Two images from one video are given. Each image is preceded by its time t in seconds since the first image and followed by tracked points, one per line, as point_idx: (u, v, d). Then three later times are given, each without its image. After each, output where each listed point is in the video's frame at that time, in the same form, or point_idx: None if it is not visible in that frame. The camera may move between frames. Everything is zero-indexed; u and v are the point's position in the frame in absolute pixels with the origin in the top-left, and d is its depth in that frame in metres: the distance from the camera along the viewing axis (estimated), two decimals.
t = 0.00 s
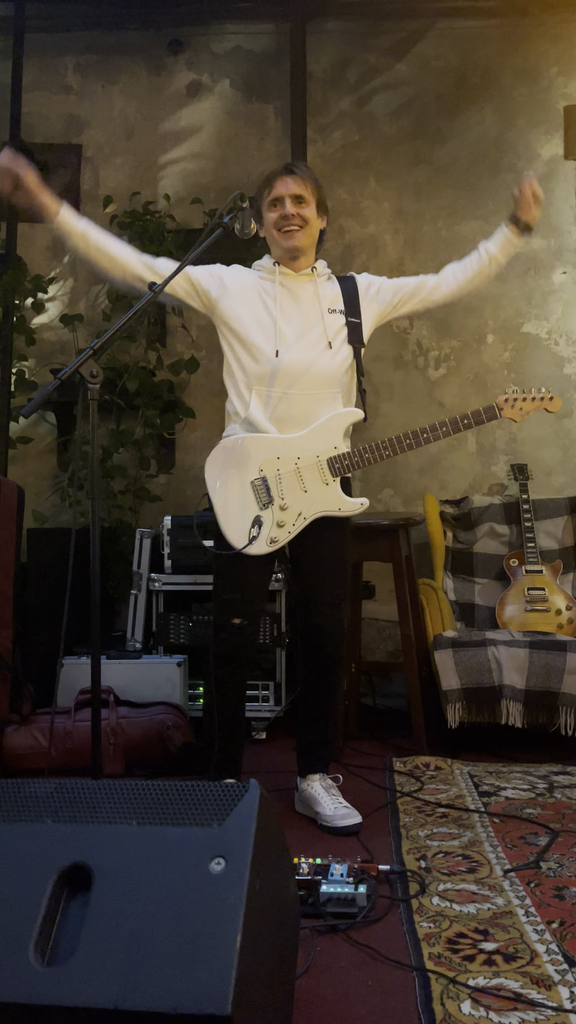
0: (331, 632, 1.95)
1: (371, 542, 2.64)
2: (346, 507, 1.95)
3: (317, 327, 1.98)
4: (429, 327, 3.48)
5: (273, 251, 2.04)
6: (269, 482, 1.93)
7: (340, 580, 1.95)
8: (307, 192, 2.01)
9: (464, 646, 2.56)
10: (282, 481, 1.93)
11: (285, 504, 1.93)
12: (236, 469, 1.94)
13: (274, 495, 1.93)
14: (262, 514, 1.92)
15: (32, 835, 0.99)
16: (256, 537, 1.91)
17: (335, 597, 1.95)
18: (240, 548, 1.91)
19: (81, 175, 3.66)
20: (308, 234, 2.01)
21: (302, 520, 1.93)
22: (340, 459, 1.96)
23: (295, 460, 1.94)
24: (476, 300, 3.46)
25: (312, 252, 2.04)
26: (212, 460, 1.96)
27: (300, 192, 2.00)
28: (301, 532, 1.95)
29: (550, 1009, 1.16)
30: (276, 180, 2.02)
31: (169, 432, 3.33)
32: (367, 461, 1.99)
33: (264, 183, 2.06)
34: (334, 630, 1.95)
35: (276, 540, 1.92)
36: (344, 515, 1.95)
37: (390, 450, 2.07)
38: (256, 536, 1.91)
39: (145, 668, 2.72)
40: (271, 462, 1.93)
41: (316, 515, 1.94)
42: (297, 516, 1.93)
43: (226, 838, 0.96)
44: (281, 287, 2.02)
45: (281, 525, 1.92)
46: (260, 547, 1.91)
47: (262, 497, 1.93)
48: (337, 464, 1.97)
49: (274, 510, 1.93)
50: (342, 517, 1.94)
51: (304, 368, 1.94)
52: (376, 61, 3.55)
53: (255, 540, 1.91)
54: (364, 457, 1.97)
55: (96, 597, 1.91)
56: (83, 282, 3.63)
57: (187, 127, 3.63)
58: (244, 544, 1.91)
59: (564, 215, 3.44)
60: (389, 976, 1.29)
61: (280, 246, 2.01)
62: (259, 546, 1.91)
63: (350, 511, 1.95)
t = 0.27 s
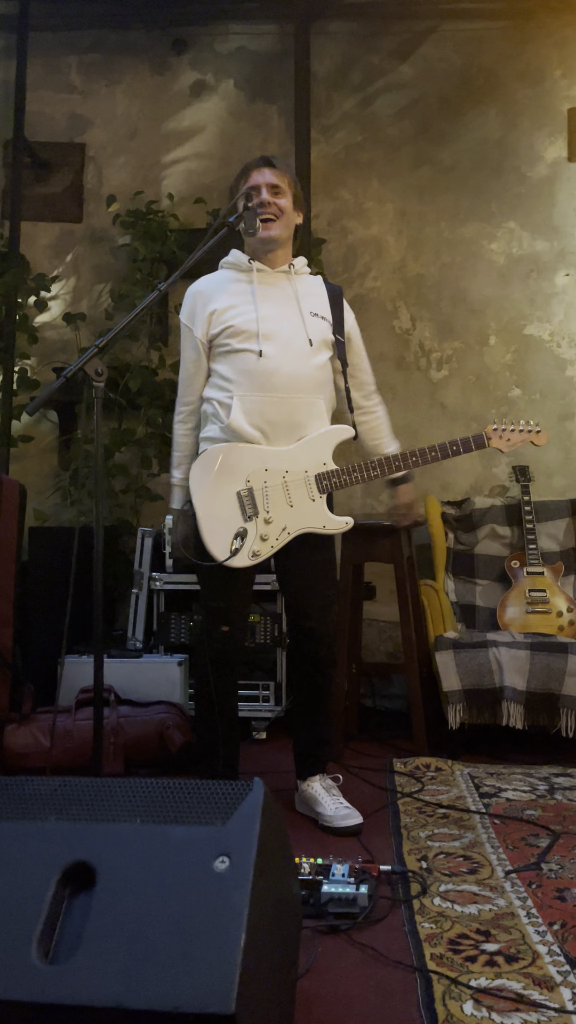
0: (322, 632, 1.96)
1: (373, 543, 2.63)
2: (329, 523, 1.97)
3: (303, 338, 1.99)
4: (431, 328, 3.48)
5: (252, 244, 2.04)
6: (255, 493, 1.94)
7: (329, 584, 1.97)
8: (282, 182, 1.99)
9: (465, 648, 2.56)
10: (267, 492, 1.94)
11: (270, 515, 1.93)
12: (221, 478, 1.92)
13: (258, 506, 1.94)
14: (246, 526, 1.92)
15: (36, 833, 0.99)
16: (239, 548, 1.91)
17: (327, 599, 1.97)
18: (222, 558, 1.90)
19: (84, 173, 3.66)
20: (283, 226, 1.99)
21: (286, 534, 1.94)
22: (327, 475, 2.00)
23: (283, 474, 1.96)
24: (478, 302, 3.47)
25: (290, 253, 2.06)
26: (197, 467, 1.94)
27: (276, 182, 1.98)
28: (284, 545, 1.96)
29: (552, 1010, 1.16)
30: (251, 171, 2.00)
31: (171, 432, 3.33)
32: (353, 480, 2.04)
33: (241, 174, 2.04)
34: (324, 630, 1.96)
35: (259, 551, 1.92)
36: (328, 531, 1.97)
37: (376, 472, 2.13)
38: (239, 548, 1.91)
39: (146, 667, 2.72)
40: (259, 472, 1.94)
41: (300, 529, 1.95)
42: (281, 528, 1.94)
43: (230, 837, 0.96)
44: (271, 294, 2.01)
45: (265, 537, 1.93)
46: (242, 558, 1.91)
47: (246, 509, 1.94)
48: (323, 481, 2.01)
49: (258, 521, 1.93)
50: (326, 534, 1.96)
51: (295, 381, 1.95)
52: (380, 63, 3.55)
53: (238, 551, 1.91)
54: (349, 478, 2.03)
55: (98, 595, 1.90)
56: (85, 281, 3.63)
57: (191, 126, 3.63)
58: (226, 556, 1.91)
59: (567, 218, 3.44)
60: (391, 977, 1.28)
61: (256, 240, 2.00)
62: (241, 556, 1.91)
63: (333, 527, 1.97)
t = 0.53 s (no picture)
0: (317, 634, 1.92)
1: (375, 542, 2.63)
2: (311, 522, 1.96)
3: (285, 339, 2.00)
4: (434, 328, 3.48)
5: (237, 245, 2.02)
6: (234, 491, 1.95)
7: (320, 583, 1.95)
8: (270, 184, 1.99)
9: (466, 648, 2.57)
10: (247, 490, 1.95)
11: (250, 513, 1.93)
12: (201, 476, 1.94)
13: (238, 504, 1.94)
14: (225, 524, 1.92)
15: (41, 828, 0.99)
16: (217, 545, 1.91)
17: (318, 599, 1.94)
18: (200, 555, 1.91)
19: (88, 171, 3.66)
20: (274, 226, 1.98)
21: (265, 533, 1.93)
22: (309, 473, 1.99)
23: (263, 472, 1.96)
24: (481, 302, 3.47)
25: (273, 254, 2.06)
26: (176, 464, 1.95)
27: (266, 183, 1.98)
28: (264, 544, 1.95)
29: (555, 1009, 1.16)
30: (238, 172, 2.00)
31: (173, 429, 3.33)
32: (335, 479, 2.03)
33: (228, 173, 2.03)
34: (317, 631, 1.91)
35: (238, 549, 1.92)
36: (309, 530, 1.96)
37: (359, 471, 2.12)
38: (217, 546, 1.91)
39: (147, 664, 2.72)
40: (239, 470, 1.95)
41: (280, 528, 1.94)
42: (261, 527, 1.93)
43: (234, 833, 0.96)
44: (254, 291, 2.02)
45: (244, 535, 1.92)
46: (220, 556, 1.92)
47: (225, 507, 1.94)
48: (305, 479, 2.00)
49: (237, 519, 1.93)
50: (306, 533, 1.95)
51: (276, 378, 1.96)
52: (384, 62, 3.55)
53: (216, 548, 1.91)
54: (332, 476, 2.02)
55: (102, 591, 1.90)
56: (88, 278, 3.63)
57: (195, 124, 3.63)
58: (204, 553, 1.92)
59: (571, 218, 3.44)
60: (393, 975, 1.29)
61: (243, 240, 1.99)
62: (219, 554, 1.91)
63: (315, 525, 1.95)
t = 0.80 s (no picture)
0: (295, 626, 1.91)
1: (373, 538, 2.63)
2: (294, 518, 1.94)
3: (273, 336, 2.02)
4: (434, 325, 3.48)
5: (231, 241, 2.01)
6: (218, 486, 1.94)
7: (296, 576, 1.94)
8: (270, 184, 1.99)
9: (465, 646, 2.56)
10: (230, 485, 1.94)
11: (233, 509, 1.93)
12: (184, 470, 1.93)
13: (220, 500, 1.93)
14: (208, 519, 1.92)
15: (40, 824, 0.99)
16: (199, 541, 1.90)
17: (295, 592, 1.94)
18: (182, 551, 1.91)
19: (89, 165, 3.64)
20: (271, 228, 1.98)
21: (248, 527, 1.92)
22: (293, 466, 1.98)
23: (246, 465, 1.95)
24: (482, 299, 3.46)
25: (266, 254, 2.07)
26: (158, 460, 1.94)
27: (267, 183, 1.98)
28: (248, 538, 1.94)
29: (553, 1007, 1.16)
30: (239, 168, 1.99)
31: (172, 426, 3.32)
32: (317, 473, 2.02)
33: (230, 166, 2.01)
34: (292, 625, 1.90)
35: (221, 545, 1.90)
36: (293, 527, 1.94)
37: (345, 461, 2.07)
38: (200, 540, 1.90)
39: (145, 660, 2.72)
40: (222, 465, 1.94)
41: (263, 525, 1.93)
42: (244, 523, 1.93)
43: (233, 830, 0.95)
44: (240, 286, 2.03)
45: (227, 531, 1.92)
46: (203, 553, 1.90)
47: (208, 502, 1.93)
48: (289, 471, 1.98)
49: (220, 515, 1.92)
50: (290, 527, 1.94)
51: (259, 372, 1.96)
52: (387, 58, 3.54)
53: (198, 546, 1.90)
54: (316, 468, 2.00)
55: (101, 587, 1.89)
56: (88, 273, 3.62)
57: (196, 119, 3.62)
58: (186, 549, 1.91)
59: (572, 216, 3.44)
60: (391, 972, 1.28)
61: (238, 237, 1.98)
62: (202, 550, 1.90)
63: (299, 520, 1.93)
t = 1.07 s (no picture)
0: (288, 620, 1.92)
1: (371, 534, 2.63)
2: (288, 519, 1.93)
3: (269, 333, 2.01)
4: (433, 321, 3.47)
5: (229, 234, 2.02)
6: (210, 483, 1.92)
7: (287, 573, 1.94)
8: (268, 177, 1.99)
9: (462, 642, 2.56)
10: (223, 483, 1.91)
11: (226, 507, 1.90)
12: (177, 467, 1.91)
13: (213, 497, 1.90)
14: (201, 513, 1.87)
15: (38, 818, 0.99)
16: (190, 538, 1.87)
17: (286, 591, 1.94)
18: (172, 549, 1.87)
19: (86, 160, 3.63)
20: (269, 222, 1.98)
21: (242, 526, 1.89)
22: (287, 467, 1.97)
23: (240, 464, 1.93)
24: (480, 296, 3.46)
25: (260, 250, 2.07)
26: (151, 460, 1.96)
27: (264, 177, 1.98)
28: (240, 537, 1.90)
29: (551, 1003, 1.16)
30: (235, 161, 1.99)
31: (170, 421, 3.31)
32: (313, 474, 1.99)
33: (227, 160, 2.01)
34: (283, 622, 1.90)
35: (212, 543, 1.86)
36: (286, 527, 1.92)
37: (339, 464, 2.08)
38: (193, 538, 1.86)
39: (142, 656, 2.72)
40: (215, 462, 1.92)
41: (255, 524, 1.90)
42: (237, 521, 1.89)
43: (232, 825, 0.95)
44: (236, 282, 2.02)
45: (220, 529, 1.88)
46: (194, 551, 1.87)
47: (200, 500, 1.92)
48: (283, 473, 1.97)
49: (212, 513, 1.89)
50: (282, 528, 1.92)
51: (254, 370, 1.96)
52: (386, 53, 3.53)
53: (190, 543, 1.87)
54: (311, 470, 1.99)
55: (99, 582, 1.89)
56: (86, 268, 3.61)
57: (195, 114, 3.61)
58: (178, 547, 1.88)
59: (571, 213, 3.43)
60: (389, 967, 1.29)
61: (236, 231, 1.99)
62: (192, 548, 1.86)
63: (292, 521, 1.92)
